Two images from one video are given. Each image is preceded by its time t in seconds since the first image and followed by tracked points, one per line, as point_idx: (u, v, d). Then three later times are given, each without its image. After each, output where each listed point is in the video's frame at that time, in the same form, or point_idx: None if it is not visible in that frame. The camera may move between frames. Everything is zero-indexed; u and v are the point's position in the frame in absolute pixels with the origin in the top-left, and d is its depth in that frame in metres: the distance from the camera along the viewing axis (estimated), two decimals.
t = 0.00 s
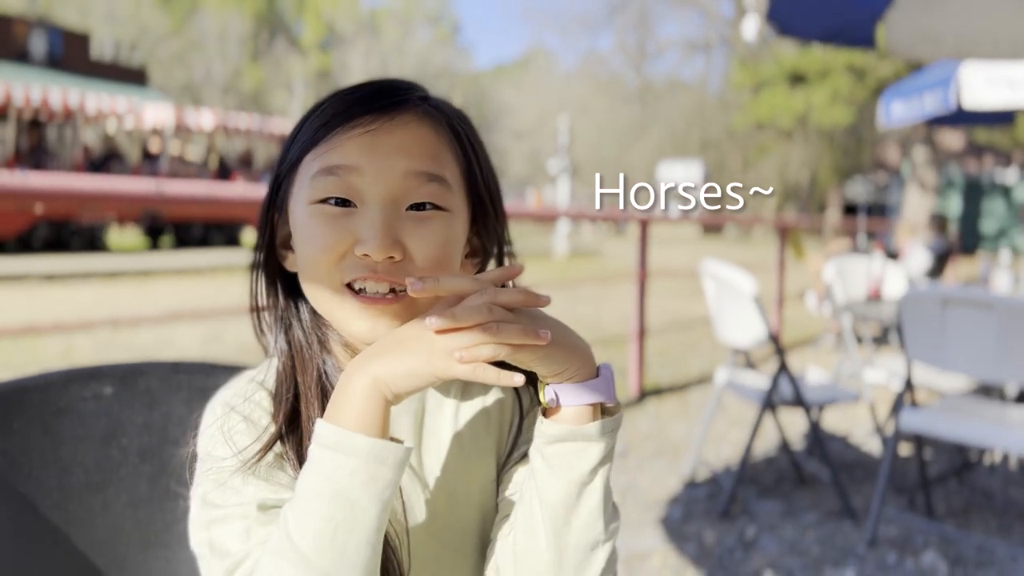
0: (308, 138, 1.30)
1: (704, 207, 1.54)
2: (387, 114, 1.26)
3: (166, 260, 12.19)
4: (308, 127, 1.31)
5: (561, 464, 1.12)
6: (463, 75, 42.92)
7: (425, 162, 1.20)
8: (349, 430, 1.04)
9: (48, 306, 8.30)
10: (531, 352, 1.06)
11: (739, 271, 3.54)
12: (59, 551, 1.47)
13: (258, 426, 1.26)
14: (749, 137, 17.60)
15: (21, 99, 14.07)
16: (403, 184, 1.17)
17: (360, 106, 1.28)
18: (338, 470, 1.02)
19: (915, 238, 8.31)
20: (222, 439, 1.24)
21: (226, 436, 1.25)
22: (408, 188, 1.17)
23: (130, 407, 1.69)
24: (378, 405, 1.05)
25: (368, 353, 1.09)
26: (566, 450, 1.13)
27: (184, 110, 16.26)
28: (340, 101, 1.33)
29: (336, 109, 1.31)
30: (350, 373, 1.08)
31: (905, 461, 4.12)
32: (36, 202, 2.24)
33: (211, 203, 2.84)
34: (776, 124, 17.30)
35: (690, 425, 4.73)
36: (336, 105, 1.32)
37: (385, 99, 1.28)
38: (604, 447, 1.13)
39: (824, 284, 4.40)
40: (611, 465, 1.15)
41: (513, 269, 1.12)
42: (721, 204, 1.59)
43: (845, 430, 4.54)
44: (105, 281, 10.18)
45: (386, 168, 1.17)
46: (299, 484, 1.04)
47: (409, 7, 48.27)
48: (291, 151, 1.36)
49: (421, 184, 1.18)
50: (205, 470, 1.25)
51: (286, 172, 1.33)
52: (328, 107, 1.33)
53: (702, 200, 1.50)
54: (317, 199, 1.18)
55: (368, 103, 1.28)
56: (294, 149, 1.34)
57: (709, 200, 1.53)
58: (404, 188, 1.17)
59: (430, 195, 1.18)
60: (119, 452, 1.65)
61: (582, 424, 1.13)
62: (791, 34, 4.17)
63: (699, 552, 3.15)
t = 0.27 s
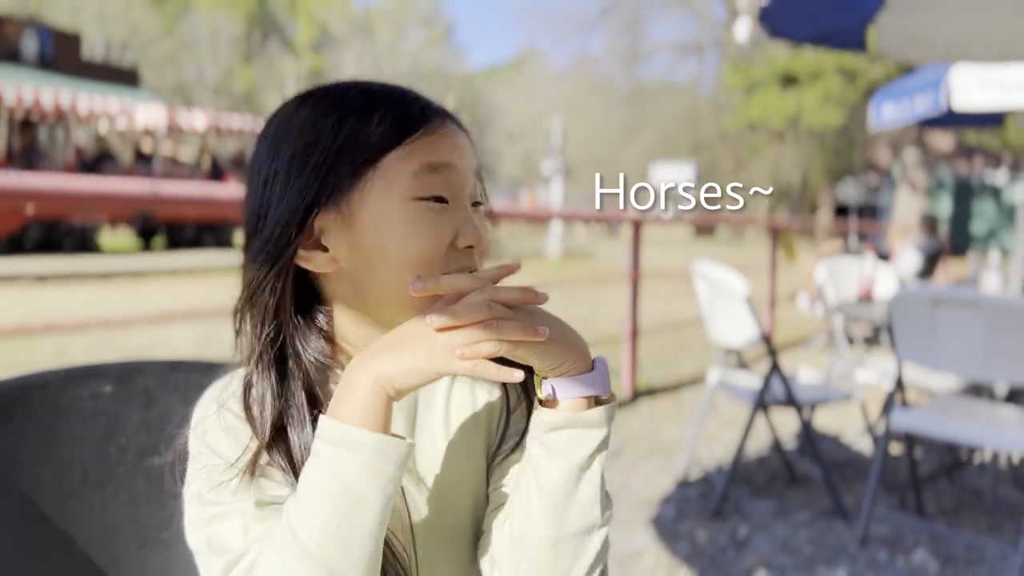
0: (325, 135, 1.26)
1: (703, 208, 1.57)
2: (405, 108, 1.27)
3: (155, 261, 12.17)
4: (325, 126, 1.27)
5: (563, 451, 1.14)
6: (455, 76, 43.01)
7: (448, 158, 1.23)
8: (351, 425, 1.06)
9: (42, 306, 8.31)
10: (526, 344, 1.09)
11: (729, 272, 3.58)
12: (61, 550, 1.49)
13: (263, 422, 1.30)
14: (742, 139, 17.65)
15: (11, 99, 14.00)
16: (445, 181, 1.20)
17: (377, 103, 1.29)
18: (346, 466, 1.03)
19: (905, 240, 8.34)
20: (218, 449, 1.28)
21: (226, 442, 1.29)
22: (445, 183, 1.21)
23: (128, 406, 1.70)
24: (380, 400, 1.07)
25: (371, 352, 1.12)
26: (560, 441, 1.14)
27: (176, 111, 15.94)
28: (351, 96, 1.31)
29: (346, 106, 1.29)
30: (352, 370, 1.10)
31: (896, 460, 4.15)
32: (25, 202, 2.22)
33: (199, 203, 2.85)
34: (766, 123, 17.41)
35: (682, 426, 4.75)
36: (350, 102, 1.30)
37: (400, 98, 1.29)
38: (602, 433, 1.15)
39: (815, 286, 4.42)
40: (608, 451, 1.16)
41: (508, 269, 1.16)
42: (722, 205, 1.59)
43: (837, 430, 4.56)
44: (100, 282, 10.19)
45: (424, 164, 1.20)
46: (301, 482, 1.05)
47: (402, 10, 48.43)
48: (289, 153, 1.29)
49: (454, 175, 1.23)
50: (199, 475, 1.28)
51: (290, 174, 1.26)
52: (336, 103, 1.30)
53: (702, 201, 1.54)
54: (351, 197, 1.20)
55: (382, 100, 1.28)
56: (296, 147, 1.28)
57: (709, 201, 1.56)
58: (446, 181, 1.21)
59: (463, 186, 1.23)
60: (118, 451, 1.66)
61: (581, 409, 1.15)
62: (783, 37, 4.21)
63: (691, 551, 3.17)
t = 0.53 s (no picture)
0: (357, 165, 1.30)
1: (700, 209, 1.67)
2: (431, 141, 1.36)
3: (136, 266, 12.08)
4: (362, 155, 1.31)
5: (553, 435, 1.39)
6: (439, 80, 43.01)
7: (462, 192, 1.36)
8: (330, 432, 1.10)
9: (23, 313, 8.25)
10: (495, 368, 1.23)
11: (716, 277, 3.61)
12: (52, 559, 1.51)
13: (261, 429, 1.28)
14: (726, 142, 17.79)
15: None
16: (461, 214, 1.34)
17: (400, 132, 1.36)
18: (329, 471, 1.07)
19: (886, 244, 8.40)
20: (205, 449, 1.24)
21: (215, 439, 1.25)
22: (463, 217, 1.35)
23: (116, 413, 1.72)
24: (361, 406, 1.12)
25: (357, 354, 1.17)
26: (538, 439, 1.39)
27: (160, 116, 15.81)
28: (371, 125, 1.36)
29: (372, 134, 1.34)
30: (334, 374, 1.15)
31: (878, 463, 4.18)
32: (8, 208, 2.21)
33: (183, 211, 2.84)
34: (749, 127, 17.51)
35: (667, 430, 4.75)
36: (376, 129, 1.35)
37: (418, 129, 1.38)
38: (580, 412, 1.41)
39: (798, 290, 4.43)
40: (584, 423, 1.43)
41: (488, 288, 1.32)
42: (720, 205, 1.68)
43: (820, 433, 4.60)
44: (81, 287, 10.12)
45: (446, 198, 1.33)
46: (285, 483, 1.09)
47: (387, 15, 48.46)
48: (314, 172, 1.31)
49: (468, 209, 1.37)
50: (187, 484, 1.23)
51: (323, 199, 1.29)
52: (357, 131, 1.35)
53: (699, 204, 1.63)
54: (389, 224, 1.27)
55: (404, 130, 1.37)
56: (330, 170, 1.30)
57: (708, 203, 1.66)
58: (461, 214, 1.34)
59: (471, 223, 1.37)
60: (105, 458, 1.69)
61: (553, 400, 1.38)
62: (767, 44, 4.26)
63: (676, 554, 3.18)
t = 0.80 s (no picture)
0: (366, 202, 1.30)
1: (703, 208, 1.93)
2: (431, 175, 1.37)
3: (111, 277, 11.96)
4: (370, 190, 1.30)
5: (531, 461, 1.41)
6: (418, 89, 43.00)
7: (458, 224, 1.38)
8: (319, 467, 1.08)
9: None
10: (473, 413, 1.26)
11: (693, 290, 3.64)
12: None
13: (262, 457, 1.23)
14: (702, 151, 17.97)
15: None
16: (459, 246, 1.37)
17: (400, 163, 1.36)
18: (319, 506, 1.06)
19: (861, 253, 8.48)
20: (204, 476, 1.18)
21: (220, 469, 1.19)
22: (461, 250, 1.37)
23: (86, 442, 1.69)
24: (352, 442, 1.10)
25: (354, 386, 1.16)
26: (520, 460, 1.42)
27: (136, 126, 15.80)
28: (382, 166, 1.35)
29: (372, 167, 1.33)
30: (324, 412, 1.13)
31: (854, 472, 4.22)
32: None
33: (161, 226, 2.77)
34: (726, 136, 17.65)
35: (646, 440, 4.75)
36: (379, 161, 1.34)
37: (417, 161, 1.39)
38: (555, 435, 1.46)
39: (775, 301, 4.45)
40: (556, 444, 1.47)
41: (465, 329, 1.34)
42: (721, 204, 1.97)
43: (797, 442, 4.63)
44: (55, 299, 10.02)
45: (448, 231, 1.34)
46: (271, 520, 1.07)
47: (366, 24, 48.46)
48: (322, 209, 1.29)
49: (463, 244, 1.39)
50: (182, 510, 1.15)
51: (333, 235, 1.27)
52: (358, 163, 1.34)
53: (703, 202, 1.89)
54: (400, 260, 1.28)
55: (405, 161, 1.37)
56: (340, 206, 1.29)
57: (709, 202, 1.92)
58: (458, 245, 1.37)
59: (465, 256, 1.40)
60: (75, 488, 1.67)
61: (529, 417, 1.44)
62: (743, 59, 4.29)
63: (655, 567, 3.20)
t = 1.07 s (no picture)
0: (337, 255, 1.27)
1: (702, 204, 2.52)
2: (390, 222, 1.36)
3: (83, 293, 11.88)
4: (339, 243, 1.28)
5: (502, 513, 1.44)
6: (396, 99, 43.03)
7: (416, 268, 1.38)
8: (296, 538, 1.08)
9: None
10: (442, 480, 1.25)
11: (664, 308, 3.66)
12: None
13: (241, 515, 1.21)
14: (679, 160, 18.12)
15: None
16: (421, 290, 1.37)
17: (361, 212, 1.34)
18: None
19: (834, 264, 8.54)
20: (181, 538, 1.15)
21: (196, 530, 1.17)
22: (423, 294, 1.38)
23: (42, 493, 1.69)
24: (334, 511, 1.10)
25: (329, 458, 1.15)
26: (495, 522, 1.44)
27: (109, 140, 15.92)
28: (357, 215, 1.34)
29: (335, 219, 1.31)
30: (300, 480, 1.12)
31: (828, 487, 4.25)
32: None
33: (132, 253, 2.72)
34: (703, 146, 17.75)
35: (623, 456, 4.75)
36: (342, 212, 1.32)
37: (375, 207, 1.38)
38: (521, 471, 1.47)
39: (748, 316, 4.52)
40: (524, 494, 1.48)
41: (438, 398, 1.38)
42: (719, 203, 2.56)
43: (773, 457, 4.65)
44: (26, 316, 9.93)
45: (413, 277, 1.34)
46: None
47: (343, 34, 48.41)
48: (293, 268, 1.26)
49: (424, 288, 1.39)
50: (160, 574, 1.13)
51: (308, 296, 1.25)
52: (322, 215, 1.31)
53: (701, 201, 2.48)
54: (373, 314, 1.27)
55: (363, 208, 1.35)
56: (311, 264, 1.26)
57: (706, 200, 2.52)
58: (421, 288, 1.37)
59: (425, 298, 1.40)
60: (29, 542, 1.67)
61: (499, 456, 1.44)
62: (715, 80, 4.34)
63: None
